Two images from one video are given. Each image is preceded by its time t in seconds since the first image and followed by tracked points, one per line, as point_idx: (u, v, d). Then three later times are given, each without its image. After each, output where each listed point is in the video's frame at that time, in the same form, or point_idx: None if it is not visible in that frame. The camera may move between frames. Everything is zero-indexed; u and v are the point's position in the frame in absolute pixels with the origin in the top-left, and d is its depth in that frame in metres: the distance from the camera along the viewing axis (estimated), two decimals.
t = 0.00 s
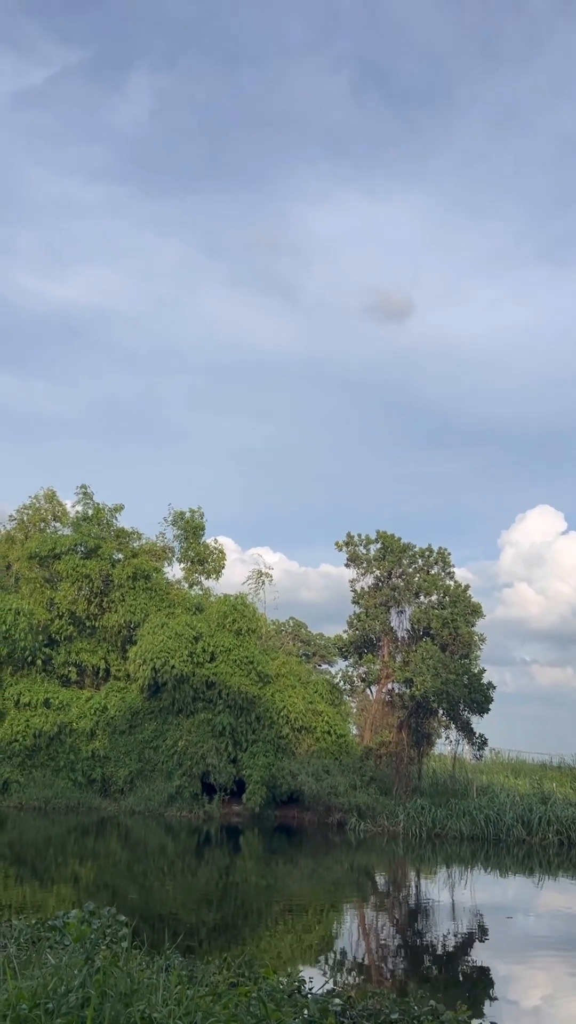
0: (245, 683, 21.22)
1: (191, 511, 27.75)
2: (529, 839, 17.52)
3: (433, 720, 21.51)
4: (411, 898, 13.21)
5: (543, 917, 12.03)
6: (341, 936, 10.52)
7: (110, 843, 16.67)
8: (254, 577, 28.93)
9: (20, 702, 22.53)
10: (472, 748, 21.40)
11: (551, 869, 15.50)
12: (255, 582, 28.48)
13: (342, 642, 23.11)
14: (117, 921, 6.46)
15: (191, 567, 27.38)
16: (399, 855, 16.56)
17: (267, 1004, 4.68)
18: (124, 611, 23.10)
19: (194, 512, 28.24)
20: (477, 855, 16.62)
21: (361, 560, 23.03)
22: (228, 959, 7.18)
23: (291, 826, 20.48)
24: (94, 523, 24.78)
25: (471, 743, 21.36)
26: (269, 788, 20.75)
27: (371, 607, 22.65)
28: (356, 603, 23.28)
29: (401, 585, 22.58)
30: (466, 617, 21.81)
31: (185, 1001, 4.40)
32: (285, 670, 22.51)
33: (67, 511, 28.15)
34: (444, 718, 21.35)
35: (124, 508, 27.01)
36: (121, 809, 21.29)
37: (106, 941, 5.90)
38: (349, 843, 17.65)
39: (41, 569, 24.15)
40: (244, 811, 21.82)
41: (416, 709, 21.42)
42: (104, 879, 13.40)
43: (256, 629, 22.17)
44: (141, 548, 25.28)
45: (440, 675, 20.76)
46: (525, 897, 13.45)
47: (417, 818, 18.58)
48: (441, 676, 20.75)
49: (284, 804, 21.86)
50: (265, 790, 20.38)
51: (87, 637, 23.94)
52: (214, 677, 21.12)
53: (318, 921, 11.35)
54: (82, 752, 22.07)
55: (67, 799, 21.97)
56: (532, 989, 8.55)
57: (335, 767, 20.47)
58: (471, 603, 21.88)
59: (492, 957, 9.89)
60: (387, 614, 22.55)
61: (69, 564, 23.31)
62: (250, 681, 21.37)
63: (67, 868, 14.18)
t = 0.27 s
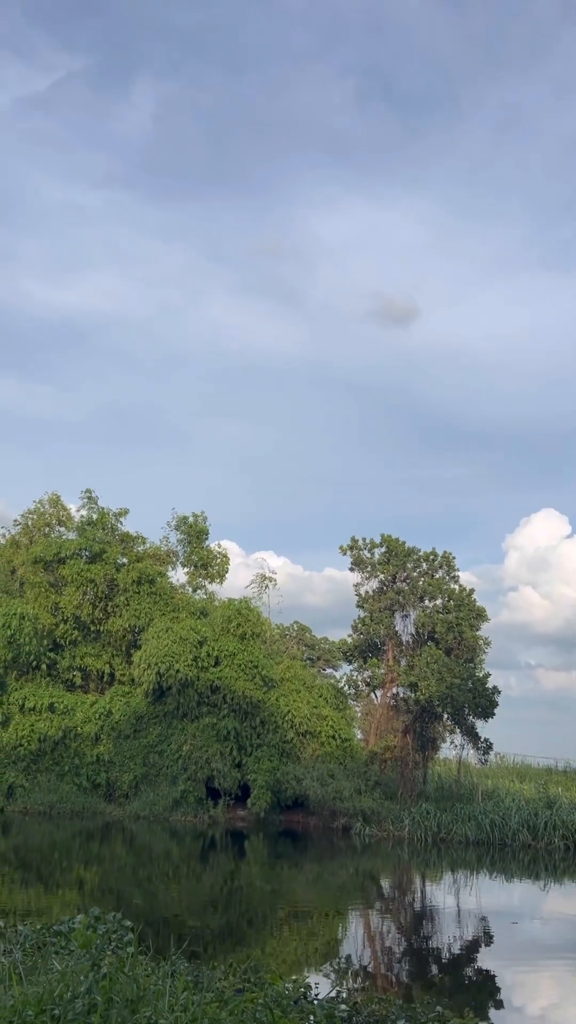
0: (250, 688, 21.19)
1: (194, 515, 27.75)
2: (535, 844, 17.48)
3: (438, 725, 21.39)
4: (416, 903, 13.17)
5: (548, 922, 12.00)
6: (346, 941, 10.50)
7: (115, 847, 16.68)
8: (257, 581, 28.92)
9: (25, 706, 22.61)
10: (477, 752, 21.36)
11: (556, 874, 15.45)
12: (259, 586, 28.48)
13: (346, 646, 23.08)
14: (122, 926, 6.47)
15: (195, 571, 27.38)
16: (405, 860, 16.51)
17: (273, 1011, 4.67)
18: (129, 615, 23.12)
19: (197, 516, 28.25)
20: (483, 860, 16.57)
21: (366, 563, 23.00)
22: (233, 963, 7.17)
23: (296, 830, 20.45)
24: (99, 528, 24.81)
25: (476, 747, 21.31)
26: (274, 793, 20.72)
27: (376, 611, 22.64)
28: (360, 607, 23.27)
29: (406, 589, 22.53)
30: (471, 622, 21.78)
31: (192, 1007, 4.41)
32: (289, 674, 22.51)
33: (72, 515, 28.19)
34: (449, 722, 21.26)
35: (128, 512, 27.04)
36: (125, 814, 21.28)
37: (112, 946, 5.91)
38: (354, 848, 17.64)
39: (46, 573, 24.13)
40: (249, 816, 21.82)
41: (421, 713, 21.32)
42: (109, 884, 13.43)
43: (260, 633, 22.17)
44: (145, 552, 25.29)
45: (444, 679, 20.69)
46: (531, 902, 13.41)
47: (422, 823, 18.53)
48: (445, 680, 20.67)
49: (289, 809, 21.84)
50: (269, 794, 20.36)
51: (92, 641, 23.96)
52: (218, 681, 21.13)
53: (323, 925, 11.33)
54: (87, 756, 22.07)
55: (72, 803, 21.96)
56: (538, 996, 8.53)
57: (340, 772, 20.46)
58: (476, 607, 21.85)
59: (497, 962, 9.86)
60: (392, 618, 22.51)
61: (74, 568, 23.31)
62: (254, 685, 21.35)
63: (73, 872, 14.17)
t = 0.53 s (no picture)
0: (258, 694, 21.16)
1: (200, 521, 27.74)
2: (545, 851, 17.41)
3: (447, 731, 21.52)
4: (425, 911, 13.09)
5: (559, 930, 11.92)
6: (355, 949, 10.44)
7: (123, 854, 16.65)
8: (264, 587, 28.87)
9: (33, 712, 22.58)
10: (486, 759, 21.27)
11: (567, 882, 15.36)
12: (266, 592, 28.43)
13: (354, 652, 23.01)
14: (131, 934, 6.43)
15: (202, 577, 27.37)
16: (414, 867, 16.43)
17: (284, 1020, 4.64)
18: (137, 621, 23.16)
19: (203, 522, 28.22)
20: (492, 867, 16.48)
21: (374, 569, 22.98)
22: (242, 972, 7.11)
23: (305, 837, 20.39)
24: (107, 534, 24.80)
25: (486, 754, 21.23)
26: (282, 799, 20.69)
27: (384, 617, 22.59)
28: (368, 613, 23.21)
29: (414, 595, 22.48)
30: (479, 628, 21.72)
31: (202, 1017, 4.38)
32: (297, 681, 22.50)
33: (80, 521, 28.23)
34: (458, 728, 21.36)
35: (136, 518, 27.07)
36: (134, 820, 21.29)
37: (121, 955, 5.88)
38: (363, 855, 17.58)
39: (55, 579, 24.16)
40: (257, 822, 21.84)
41: (429, 720, 21.43)
42: (118, 891, 13.38)
43: (268, 639, 22.20)
44: (153, 558, 25.30)
45: (453, 687, 20.59)
46: (541, 909, 13.32)
47: (431, 830, 18.44)
48: (454, 687, 20.60)
49: (297, 816, 21.80)
50: (278, 801, 20.32)
51: (100, 647, 23.99)
52: (227, 688, 21.13)
53: (332, 933, 11.26)
54: (96, 763, 22.09)
55: (81, 810, 21.97)
56: (549, 1004, 8.45)
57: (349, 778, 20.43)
58: (484, 613, 21.79)
59: (507, 971, 9.77)
60: (400, 624, 22.46)
61: (82, 575, 23.33)
62: (263, 692, 21.33)
63: (81, 879, 14.13)
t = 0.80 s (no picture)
0: (266, 698, 21.18)
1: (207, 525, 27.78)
2: (555, 856, 17.34)
3: (456, 735, 21.40)
4: (435, 916, 13.05)
5: (568, 935, 11.88)
6: (364, 954, 10.42)
7: (132, 859, 16.64)
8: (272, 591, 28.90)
9: (42, 717, 22.60)
10: (495, 764, 21.22)
11: None
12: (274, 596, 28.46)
13: (363, 657, 23.03)
14: (141, 939, 6.43)
15: (209, 582, 27.39)
16: (423, 872, 16.39)
17: None
18: (146, 626, 23.19)
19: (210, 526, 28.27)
20: (502, 872, 16.43)
21: (382, 574, 22.97)
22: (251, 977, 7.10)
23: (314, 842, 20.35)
24: (115, 538, 24.84)
25: (495, 759, 21.17)
26: (291, 804, 20.63)
27: (392, 621, 22.56)
28: (377, 617, 23.21)
29: (423, 599, 22.46)
30: (488, 632, 21.67)
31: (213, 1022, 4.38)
32: (305, 685, 22.47)
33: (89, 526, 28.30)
34: (467, 733, 21.23)
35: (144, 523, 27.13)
36: (142, 825, 21.27)
37: (131, 958, 5.88)
38: (372, 861, 17.54)
39: (64, 584, 24.20)
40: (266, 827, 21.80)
41: (438, 725, 21.35)
42: (127, 895, 13.37)
43: (276, 644, 22.21)
44: (162, 563, 25.34)
45: (462, 691, 20.59)
46: (550, 915, 13.27)
47: (440, 835, 18.39)
48: (463, 693, 20.58)
49: (306, 821, 21.74)
50: (287, 806, 20.26)
51: (109, 652, 24.01)
52: (235, 692, 21.14)
53: (341, 938, 11.24)
54: (104, 767, 22.06)
55: (89, 814, 21.94)
56: (559, 1010, 8.42)
57: (357, 783, 20.39)
58: (493, 618, 21.73)
59: (516, 976, 9.73)
60: (409, 628, 22.43)
61: (91, 579, 23.36)
62: (271, 697, 21.35)
63: (90, 884, 14.12)
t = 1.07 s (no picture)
0: (273, 701, 21.16)
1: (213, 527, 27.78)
2: (562, 859, 17.30)
3: (463, 738, 21.32)
4: (442, 919, 13.03)
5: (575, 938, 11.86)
6: (371, 957, 10.42)
7: (139, 861, 16.64)
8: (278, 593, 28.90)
9: (49, 719, 22.62)
10: (502, 767, 21.18)
11: None
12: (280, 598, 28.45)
13: (369, 659, 23.01)
14: (149, 941, 6.44)
15: (214, 584, 27.37)
16: (430, 875, 16.36)
17: None
18: (152, 628, 23.21)
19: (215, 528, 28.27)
20: (509, 875, 16.41)
21: (389, 576, 22.96)
22: (258, 980, 7.10)
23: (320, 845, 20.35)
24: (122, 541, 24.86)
25: (502, 761, 21.12)
26: (298, 807, 20.63)
27: (399, 624, 22.52)
28: (383, 619, 23.18)
29: (429, 602, 22.45)
30: (495, 634, 21.63)
31: None
32: (311, 688, 22.45)
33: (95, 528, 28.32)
34: (474, 736, 21.09)
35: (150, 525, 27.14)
36: (149, 828, 21.28)
37: (138, 962, 5.88)
38: (378, 863, 17.52)
39: (70, 587, 24.23)
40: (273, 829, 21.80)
41: (445, 727, 21.30)
42: (134, 898, 13.38)
43: (283, 646, 22.19)
44: (168, 565, 25.35)
45: (468, 694, 20.54)
46: (557, 918, 13.24)
47: (447, 838, 18.37)
48: (469, 695, 20.54)
49: (313, 823, 21.75)
50: (293, 809, 20.26)
51: (116, 654, 24.03)
52: (241, 695, 21.11)
53: (348, 941, 11.23)
54: (111, 770, 22.07)
55: (96, 816, 21.97)
56: (566, 1012, 8.42)
57: (364, 786, 20.37)
58: (500, 620, 21.70)
59: (524, 980, 9.71)
60: (415, 630, 22.41)
61: (97, 582, 23.39)
62: (277, 699, 21.33)
63: (97, 886, 14.13)
